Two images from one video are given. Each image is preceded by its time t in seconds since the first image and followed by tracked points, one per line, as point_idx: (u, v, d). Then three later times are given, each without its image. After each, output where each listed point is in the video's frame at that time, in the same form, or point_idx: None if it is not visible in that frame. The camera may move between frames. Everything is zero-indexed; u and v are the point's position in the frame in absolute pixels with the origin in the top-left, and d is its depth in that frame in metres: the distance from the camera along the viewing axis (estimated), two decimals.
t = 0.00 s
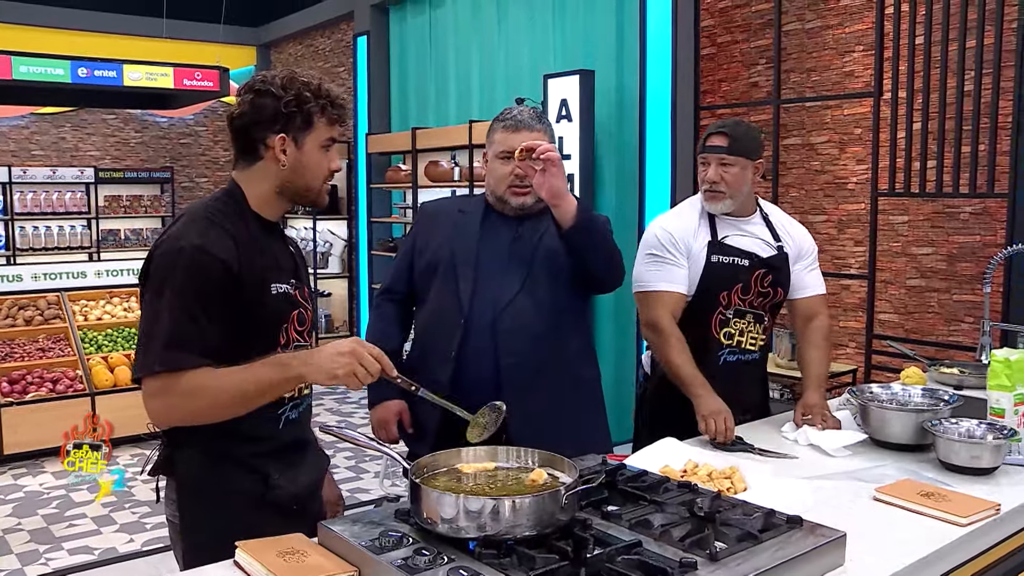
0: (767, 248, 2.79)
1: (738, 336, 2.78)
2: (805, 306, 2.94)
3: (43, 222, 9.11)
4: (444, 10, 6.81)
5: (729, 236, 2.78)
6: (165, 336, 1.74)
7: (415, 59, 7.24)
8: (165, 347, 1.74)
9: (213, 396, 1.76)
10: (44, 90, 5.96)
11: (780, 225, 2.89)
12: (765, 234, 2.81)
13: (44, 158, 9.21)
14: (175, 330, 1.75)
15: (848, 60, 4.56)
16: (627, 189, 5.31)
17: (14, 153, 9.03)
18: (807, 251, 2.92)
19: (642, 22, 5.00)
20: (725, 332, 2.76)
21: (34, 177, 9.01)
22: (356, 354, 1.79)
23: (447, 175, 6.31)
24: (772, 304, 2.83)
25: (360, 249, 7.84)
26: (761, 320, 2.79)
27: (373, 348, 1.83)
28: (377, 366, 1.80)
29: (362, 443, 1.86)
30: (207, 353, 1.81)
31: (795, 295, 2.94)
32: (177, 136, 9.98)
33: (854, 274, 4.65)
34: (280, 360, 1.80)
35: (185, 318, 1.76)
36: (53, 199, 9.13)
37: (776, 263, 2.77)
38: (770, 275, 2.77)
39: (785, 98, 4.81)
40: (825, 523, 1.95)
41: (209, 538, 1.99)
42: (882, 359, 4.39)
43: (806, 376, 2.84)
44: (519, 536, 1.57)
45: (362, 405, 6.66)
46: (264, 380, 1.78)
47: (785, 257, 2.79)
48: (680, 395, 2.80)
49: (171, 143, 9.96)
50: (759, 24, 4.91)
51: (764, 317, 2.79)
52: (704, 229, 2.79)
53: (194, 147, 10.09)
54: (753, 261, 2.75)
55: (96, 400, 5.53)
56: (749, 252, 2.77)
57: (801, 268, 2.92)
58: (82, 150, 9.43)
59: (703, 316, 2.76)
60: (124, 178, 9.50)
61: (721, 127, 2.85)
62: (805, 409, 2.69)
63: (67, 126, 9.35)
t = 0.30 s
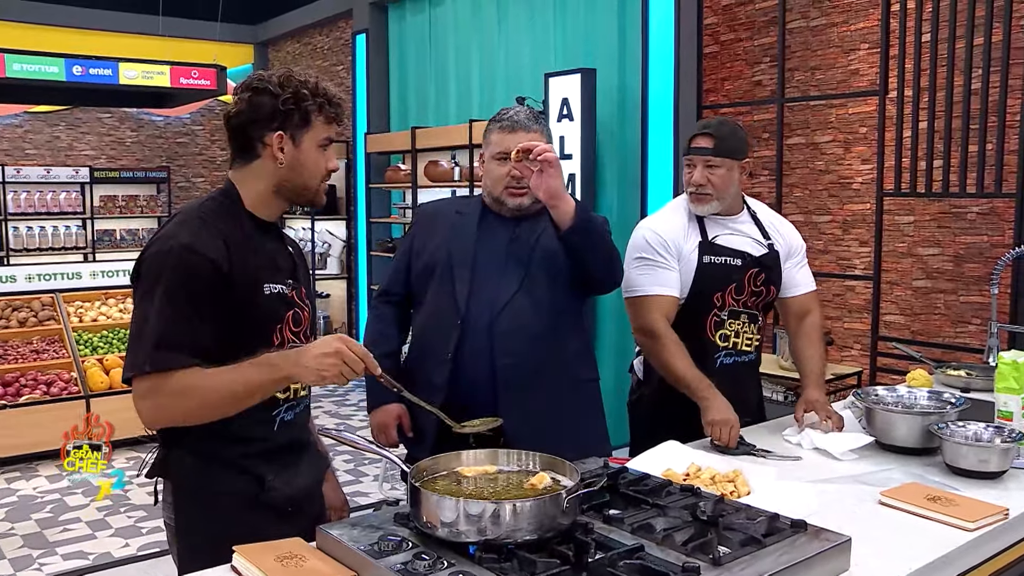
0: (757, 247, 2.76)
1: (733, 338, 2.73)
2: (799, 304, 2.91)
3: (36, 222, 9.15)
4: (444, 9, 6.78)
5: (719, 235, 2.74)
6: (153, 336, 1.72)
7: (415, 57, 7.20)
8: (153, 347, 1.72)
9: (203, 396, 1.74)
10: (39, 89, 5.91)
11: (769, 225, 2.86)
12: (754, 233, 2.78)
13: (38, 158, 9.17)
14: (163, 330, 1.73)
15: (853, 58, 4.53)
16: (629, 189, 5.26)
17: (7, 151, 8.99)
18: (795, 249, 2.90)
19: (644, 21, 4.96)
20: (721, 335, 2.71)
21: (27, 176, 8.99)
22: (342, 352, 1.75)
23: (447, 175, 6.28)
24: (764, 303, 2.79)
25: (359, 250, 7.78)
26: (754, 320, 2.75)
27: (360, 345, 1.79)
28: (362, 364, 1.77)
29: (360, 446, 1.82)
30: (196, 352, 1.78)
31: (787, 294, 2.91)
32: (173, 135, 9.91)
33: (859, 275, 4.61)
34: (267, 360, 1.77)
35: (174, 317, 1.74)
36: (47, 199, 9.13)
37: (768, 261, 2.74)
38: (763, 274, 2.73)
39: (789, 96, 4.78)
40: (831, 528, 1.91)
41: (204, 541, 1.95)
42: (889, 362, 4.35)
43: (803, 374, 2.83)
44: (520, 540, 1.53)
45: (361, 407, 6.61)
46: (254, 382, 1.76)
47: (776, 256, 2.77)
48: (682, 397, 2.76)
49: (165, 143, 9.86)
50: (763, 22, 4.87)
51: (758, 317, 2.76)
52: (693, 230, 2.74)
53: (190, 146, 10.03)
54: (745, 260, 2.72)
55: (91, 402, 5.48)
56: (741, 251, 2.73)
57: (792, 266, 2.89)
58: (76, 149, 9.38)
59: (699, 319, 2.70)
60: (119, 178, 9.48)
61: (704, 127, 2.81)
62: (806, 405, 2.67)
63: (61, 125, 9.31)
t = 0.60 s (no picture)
0: (757, 244, 2.72)
1: (737, 337, 2.69)
2: (801, 301, 2.87)
3: (32, 223, 8.86)
4: (444, 8, 6.75)
5: (717, 234, 2.70)
6: (147, 341, 1.69)
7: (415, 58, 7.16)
8: (146, 352, 1.69)
9: (198, 404, 1.71)
10: (35, 88, 5.87)
11: (767, 221, 2.82)
12: (752, 230, 2.74)
13: (33, 157, 9.18)
14: (156, 335, 1.69)
15: (859, 57, 4.49)
16: (632, 190, 5.23)
17: (2, 151, 9.00)
18: (795, 246, 2.86)
19: (647, 20, 4.93)
20: (724, 334, 2.67)
21: (21, 176, 8.83)
22: (331, 361, 1.67)
23: (448, 176, 6.24)
24: (766, 301, 2.75)
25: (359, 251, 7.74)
26: (757, 318, 2.70)
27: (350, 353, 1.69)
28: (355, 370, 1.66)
29: (361, 450, 1.79)
30: (191, 358, 1.75)
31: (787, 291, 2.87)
32: (171, 134, 9.96)
33: (865, 276, 4.57)
34: (260, 373, 1.72)
35: (166, 321, 1.70)
36: (42, 200, 8.90)
37: (767, 258, 2.70)
38: (763, 270, 2.70)
39: (794, 96, 4.74)
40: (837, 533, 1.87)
41: (203, 545, 1.92)
42: (896, 364, 4.32)
43: (808, 370, 2.79)
44: (522, 546, 1.50)
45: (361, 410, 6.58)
46: (249, 396, 1.72)
47: (775, 252, 2.73)
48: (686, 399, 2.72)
49: (164, 142, 9.93)
50: (768, 20, 4.84)
51: (761, 316, 2.71)
52: (689, 229, 2.70)
53: (188, 146, 10.08)
54: (745, 257, 2.67)
55: (87, 406, 5.45)
56: (740, 249, 2.69)
57: (792, 263, 2.85)
58: (72, 149, 9.41)
59: (701, 318, 2.65)
60: (115, 178, 9.31)
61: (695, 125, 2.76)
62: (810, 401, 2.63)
63: (57, 124, 9.35)
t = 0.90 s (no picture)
0: (761, 244, 2.68)
1: (743, 339, 2.64)
2: (808, 303, 2.84)
3: (26, 222, 8.96)
4: (445, 6, 6.72)
5: (721, 235, 2.66)
6: (141, 343, 1.65)
7: (415, 57, 7.13)
8: (141, 353, 1.65)
9: (195, 408, 1.67)
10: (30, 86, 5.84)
11: (772, 221, 2.78)
12: (757, 230, 2.71)
13: (27, 156, 9.11)
14: (151, 337, 1.66)
15: (865, 55, 4.45)
16: (634, 189, 5.21)
17: None
18: (802, 248, 2.82)
19: (650, 18, 4.89)
20: (729, 336, 2.62)
21: (17, 176, 8.87)
22: (324, 365, 1.62)
23: (449, 175, 6.20)
24: (772, 303, 2.70)
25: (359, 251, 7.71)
26: (762, 319, 2.65)
27: (343, 360, 1.64)
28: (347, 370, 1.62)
29: (360, 453, 1.75)
30: (187, 360, 1.71)
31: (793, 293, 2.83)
32: (167, 134, 9.89)
33: (871, 278, 4.53)
34: (257, 379, 1.68)
35: (161, 323, 1.66)
36: (37, 200, 8.95)
37: (773, 258, 2.66)
38: (769, 271, 2.66)
39: (799, 95, 4.70)
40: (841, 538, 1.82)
41: (198, 550, 1.87)
42: (902, 367, 4.28)
43: (813, 371, 2.75)
44: (524, 550, 1.45)
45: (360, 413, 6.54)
46: (247, 401, 1.68)
47: (781, 252, 2.69)
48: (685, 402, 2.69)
49: (159, 142, 9.83)
50: (772, 18, 4.80)
51: (767, 317, 2.66)
52: (694, 230, 2.66)
53: (185, 146, 10.01)
54: (749, 258, 2.64)
55: (82, 408, 5.41)
56: (744, 249, 2.65)
57: (799, 265, 2.81)
58: (67, 148, 9.33)
59: (707, 320, 2.62)
60: (112, 178, 9.31)
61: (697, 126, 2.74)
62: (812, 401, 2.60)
63: (51, 122, 9.25)
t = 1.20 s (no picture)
0: (765, 248, 2.62)
1: (744, 344, 2.59)
2: (813, 308, 2.78)
3: (19, 223, 8.83)
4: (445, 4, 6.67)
5: (725, 240, 2.60)
6: (135, 344, 1.61)
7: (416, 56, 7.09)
8: (135, 353, 1.61)
9: (190, 409, 1.63)
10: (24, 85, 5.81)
11: (779, 224, 2.70)
12: (762, 234, 2.64)
13: (18, 156, 9.03)
14: (146, 337, 1.61)
15: (871, 53, 4.41)
16: (637, 189, 5.18)
17: None
18: (809, 251, 2.75)
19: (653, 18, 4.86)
20: (730, 342, 2.57)
21: (9, 175, 8.76)
22: (318, 364, 1.58)
23: (449, 176, 6.16)
24: (777, 308, 2.64)
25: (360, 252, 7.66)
26: (765, 324, 2.59)
27: (339, 361, 1.59)
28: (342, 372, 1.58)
29: (359, 457, 1.70)
30: (182, 361, 1.67)
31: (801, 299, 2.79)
32: (163, 133, 9.91)
33: (877, 279, 4.48)
34: (254, 380, 1.63)
35: (156, 322, 1.62)
36: (30, 200, 8.85)
37: (777, 263, 2.59)
38: (773, 276, 2.59)
39: (805, 93, 4.67)
40: (846, 543, 1.74)
41: (190, 554, 1.82)
42: (909, 370, 4.24)
43: (816, 375, 2.71)
44: (525, 556, 1.41)
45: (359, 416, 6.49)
46: (242, 401, 1.63)
47: (786, 256, 2.62)
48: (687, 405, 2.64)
49: (155, 141, 9.86)
50: (777, 16, 4.73)
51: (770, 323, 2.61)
52: (697, 234, 2.60)
53: (181, 145, 10.04)
54: (752, 263, 2.58)
55: (76, 411, 5.36)
56: (747, 254, 2.59)
57: (805, 269, 2.75)
58: (60, 147, 9.30)
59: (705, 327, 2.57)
60: (106, 177, 9.23)
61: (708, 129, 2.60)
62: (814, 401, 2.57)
63: (46, 122, 9.21)
